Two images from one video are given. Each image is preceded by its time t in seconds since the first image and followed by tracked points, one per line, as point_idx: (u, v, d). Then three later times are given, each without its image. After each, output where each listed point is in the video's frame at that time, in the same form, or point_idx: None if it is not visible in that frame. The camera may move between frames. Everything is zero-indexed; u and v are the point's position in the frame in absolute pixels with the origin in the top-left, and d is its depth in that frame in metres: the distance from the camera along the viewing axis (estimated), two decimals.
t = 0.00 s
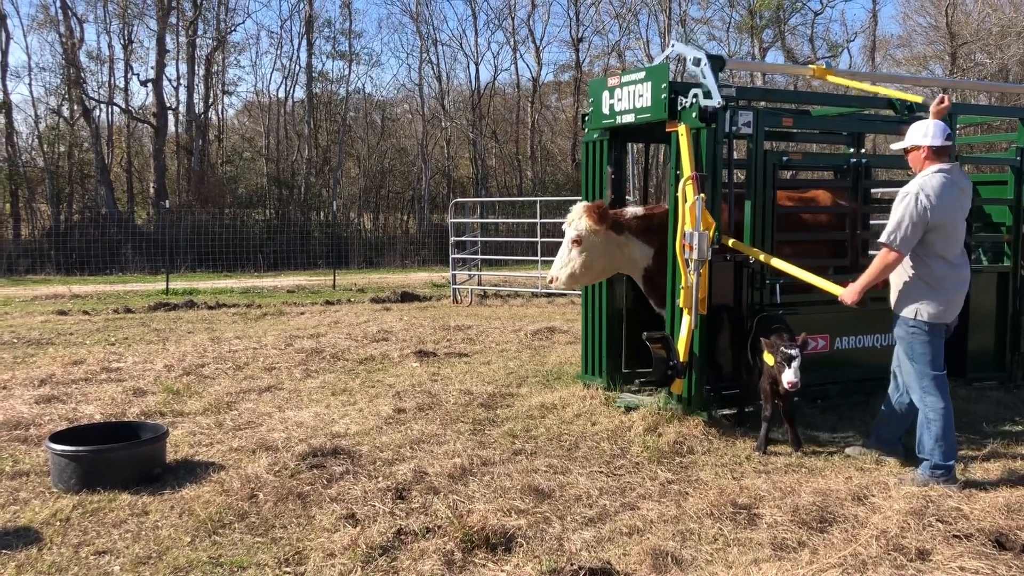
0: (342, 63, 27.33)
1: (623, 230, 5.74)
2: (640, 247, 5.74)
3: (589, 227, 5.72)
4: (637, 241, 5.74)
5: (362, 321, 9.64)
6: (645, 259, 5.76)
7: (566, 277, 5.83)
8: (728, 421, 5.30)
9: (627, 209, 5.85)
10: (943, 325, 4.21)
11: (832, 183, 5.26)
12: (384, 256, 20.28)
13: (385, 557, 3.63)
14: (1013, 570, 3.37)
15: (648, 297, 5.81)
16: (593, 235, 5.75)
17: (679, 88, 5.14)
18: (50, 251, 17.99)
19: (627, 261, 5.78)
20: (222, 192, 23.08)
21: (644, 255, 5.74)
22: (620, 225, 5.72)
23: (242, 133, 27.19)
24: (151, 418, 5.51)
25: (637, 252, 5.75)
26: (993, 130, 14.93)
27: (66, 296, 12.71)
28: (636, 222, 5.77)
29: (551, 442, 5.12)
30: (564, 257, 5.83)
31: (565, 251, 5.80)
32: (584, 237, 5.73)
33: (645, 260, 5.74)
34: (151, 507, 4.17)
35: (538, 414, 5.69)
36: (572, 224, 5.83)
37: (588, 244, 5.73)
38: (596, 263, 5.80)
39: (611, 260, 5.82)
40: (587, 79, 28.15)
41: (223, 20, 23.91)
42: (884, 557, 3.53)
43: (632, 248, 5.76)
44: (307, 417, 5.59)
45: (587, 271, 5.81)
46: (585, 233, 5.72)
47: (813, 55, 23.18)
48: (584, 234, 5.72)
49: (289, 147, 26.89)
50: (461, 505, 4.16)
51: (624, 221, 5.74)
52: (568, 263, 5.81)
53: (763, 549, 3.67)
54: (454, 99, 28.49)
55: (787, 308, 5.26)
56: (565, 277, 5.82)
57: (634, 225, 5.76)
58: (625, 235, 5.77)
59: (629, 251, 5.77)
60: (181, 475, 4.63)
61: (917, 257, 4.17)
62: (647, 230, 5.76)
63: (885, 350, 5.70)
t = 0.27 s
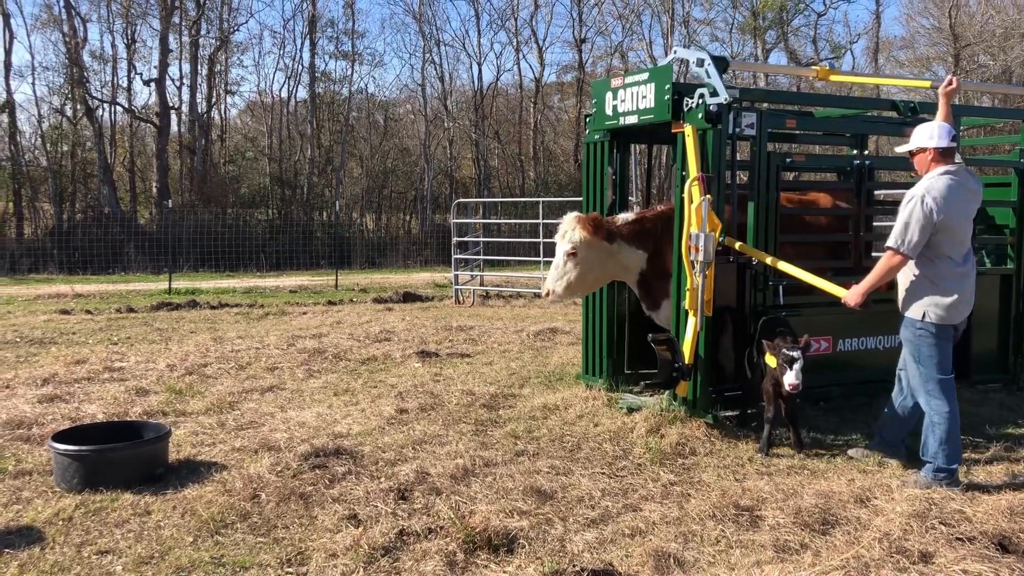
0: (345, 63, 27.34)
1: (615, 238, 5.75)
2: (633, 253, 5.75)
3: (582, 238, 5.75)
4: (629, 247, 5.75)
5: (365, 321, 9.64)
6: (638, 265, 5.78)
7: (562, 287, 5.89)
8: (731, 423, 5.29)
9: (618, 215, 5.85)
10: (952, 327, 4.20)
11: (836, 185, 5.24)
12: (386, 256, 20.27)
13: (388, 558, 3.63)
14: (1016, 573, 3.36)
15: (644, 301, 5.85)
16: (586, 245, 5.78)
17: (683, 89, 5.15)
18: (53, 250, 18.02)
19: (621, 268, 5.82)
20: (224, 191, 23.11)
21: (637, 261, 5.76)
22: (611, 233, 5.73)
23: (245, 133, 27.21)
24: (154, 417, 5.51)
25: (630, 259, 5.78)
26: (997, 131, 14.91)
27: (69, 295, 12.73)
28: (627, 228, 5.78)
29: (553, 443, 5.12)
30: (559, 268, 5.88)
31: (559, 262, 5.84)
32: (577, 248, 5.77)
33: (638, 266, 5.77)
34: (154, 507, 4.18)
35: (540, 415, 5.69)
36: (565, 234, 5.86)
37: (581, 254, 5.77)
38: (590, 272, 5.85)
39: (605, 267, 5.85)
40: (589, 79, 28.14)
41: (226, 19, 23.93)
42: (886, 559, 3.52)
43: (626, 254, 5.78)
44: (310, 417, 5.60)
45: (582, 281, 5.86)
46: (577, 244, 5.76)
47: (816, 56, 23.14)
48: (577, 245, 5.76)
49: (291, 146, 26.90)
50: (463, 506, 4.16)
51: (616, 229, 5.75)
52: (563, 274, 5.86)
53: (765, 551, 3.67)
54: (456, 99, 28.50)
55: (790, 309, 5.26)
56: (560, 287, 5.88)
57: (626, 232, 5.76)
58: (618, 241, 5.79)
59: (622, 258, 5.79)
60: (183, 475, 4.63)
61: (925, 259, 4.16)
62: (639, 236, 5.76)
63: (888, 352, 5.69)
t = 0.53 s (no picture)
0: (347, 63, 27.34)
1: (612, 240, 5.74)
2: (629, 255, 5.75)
3: (580, 242, 5.72)
4: (625, 249, 5.75)
5: (367, 322, 9.64)
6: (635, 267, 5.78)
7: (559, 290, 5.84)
8: (733, 425, 5.28)
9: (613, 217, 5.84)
10: (956, 329, 4.18)
11: (838, 185, 5.22)
12: (388, 256, 20.27)
13: (390, 559, 3.63)
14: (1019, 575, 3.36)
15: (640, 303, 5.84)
16: (583, 248, 5.75)
17: (686, 90, 5.13)
18: (55, 250, 18.05)
19: (617, 270, 5.81)
20: (226, 191, 23.12)
21: (634, 263, 5.76)
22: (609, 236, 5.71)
23: (247, 133, 27.22)
24: (156, 417, 5.50)
25: (626, 261, 5.77)
26: (998, 134, 14.91)
27: (71, 295, 12.74)
28: (623, 229, 5.77)
29: (555, 444, 5.12)
30: (556, 271, 5.83)
31: (556, 266, 5.79)
32: (575, 252, 5.73)
33: (634, 268, 5.76)
34: (155, 508, 4.17)
35: (542, 415, 5.68)
36: (562, 237, 5.82)
37: (579, 257, 5.74)
38: (587, 275, 5.83)
39: (601, 270, 5.84)
40: (592, 80, 28.15)
41: (228, 20, 23.94)
42: (889, 561, 3.52)
43: (622, 256, 5.77)
44: (312, 417, 5.60)
45: (579, 284, 5.83)
46: (576, 247, 5.73)
47: (818, 57, 23.13)
48: (575, 248, 5.73)
49: (293, 147, 26.90)
50: (465, 506, 4.16)
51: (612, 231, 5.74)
52: (561, 277, 5.81)
53: (768, 553, 3.67)
54: (458, 100, 28.51)
55: (792, 311, 5.25)
56: (558, 291, 5.83)
57: (622, 234, 5.75)
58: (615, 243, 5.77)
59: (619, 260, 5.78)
60: (185, 475, 4.63)
61: (929, 259, 4.15)
62: (635, 237, 5.76)
63: (890, 353, 5.69)
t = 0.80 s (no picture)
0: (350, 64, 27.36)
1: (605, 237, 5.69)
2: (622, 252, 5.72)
3: (575, 236, 5.65)
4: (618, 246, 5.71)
5: (369, 322, 9.64)
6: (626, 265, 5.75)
7: (550, 285, 5.74)
8: (735, 426, 5.28)
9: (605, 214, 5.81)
10: (960, 331, 4.16)
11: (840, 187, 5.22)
12: (390, 257, 20.27)
13: (393, 560, 3.63)
14: None
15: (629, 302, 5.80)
16: (577, 244, 5.69)
17: (688, 91, 5.13)
18: (58, 250, 18.05)
19: (609, 268, 5.76)
20: (229, 191, 23.17)
21: (626, 261, 5.73)
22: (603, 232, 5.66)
23: (250, 134, 27.23)
24: (159, 418, 5.50)
25: (618, 259, 5.74)
26: (1001, 135, 14.91)
27: (74, 296, 12.73)
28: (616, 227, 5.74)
29: (558, 445, 5.12)
30: (547, 265, 5.73)
31: (548, 260, 5.69)
32: (568, 246, 5.67)
33: (626, 266, 5.73)
34: (158, 508, 4.17)
35: (545, 416, 5.69)
36: (554, 232, 5.74)
37: (572, 253, 5.68)
38: (578, 272, 5.75)
39: (592, 266, 5.78)
40: (594, 81, 28.15)
41: (231, 20, 23.96)
42: (892, 563, 3.52)
43: (615, 254, 5.73)
44: (314, 417, 5.60)
45: (569, 281, 5.75)
46: (569, 242, 5.66)
47: (821, 59, 23.15)
48: (569, 244, 5.67)
49: (296, 147, 26.90)
50: (468, 507, 4.15)
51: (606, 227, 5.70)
52: (552, 272, 5.71)
53: (770, 555, 3.67)
54: (460, 101, 28.52)
55: (795, 312, 5.24)
56: (550, 287, 5.72)
57: (615, 231, 5.72)
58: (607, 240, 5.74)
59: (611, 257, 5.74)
60: (188, 476, 4.63)
61: (933, 260, 4.14)
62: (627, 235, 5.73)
63: (893, 355, 5.69)
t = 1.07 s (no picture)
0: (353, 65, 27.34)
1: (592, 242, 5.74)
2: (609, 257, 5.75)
3: (560, 240, 5.73)
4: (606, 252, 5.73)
5: (373, 323, 9.63)
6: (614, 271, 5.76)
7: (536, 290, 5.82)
8: (739, 427, 5.28)
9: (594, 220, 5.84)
10: (964, 333, 4.16)
11: (845, 188, 5.22)
12: (394, 258, 20.26)
13: (397, 560, 3.62)
14: None
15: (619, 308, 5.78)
16: (563, 249, 5.75)
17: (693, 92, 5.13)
18: (62, 250, 18.02)
19: (597, 273, 5.79)
20: (232, 192, 23.24)
21: (613, 267, 5.74)
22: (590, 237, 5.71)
23: (254, 134, 27.23)
24: (163, 418, 5.51)
25: (606, 264, 5.76)
26: (1005, 136, 14.90)
27: (78, 296, 12.72)
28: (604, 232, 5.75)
29: (562, 446, 5.12)
30: (533, 270, 5.81)
31: (534, 264, 5.78)
32: (554, 250, 5.74)
33: (614, 272, 5.73)
34: (163, 508, 4.18)
35: (549, 417, 5.69)
36: (542, 236, 5.82)
37: (558, 256, 5.74)
38: (564, 276, 5.82)
39: (579, 272, 5.82)
40: (598, 82, 28.13)
41: (235, 21, 23.96)
42: (897, 564, 3.52)
43: (602, 260, 5.77)
44: (318, 418, 5.60)
45: (556, 284, 5.81)
46: (555, 247, 5.74)
47: (825, 60, 23.16)
48: (554, 248, 5.74)
49: (300, 148, 26.89)
50: (473, 508, 4.15)
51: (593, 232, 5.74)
52: (537, 276, 5.79)
53: (775, 556, 3.66)
54: (464, 102, 28.51)
55: (799, 314, 5.24)
56: (534, 291, 5.80)
57: (603, 236, 5.73)
58: (595, 246, 5.78)
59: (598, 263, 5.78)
60: (192, 476, 4.63)
61: (938, 263, 4.14)
62: (615, 241, 5.75)
63: (898, 356, 5.68)
